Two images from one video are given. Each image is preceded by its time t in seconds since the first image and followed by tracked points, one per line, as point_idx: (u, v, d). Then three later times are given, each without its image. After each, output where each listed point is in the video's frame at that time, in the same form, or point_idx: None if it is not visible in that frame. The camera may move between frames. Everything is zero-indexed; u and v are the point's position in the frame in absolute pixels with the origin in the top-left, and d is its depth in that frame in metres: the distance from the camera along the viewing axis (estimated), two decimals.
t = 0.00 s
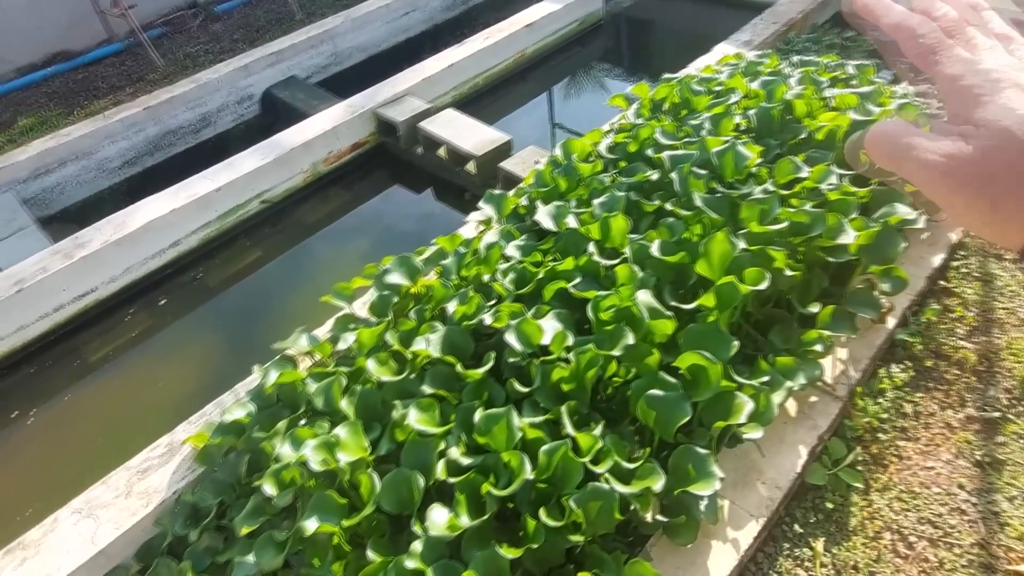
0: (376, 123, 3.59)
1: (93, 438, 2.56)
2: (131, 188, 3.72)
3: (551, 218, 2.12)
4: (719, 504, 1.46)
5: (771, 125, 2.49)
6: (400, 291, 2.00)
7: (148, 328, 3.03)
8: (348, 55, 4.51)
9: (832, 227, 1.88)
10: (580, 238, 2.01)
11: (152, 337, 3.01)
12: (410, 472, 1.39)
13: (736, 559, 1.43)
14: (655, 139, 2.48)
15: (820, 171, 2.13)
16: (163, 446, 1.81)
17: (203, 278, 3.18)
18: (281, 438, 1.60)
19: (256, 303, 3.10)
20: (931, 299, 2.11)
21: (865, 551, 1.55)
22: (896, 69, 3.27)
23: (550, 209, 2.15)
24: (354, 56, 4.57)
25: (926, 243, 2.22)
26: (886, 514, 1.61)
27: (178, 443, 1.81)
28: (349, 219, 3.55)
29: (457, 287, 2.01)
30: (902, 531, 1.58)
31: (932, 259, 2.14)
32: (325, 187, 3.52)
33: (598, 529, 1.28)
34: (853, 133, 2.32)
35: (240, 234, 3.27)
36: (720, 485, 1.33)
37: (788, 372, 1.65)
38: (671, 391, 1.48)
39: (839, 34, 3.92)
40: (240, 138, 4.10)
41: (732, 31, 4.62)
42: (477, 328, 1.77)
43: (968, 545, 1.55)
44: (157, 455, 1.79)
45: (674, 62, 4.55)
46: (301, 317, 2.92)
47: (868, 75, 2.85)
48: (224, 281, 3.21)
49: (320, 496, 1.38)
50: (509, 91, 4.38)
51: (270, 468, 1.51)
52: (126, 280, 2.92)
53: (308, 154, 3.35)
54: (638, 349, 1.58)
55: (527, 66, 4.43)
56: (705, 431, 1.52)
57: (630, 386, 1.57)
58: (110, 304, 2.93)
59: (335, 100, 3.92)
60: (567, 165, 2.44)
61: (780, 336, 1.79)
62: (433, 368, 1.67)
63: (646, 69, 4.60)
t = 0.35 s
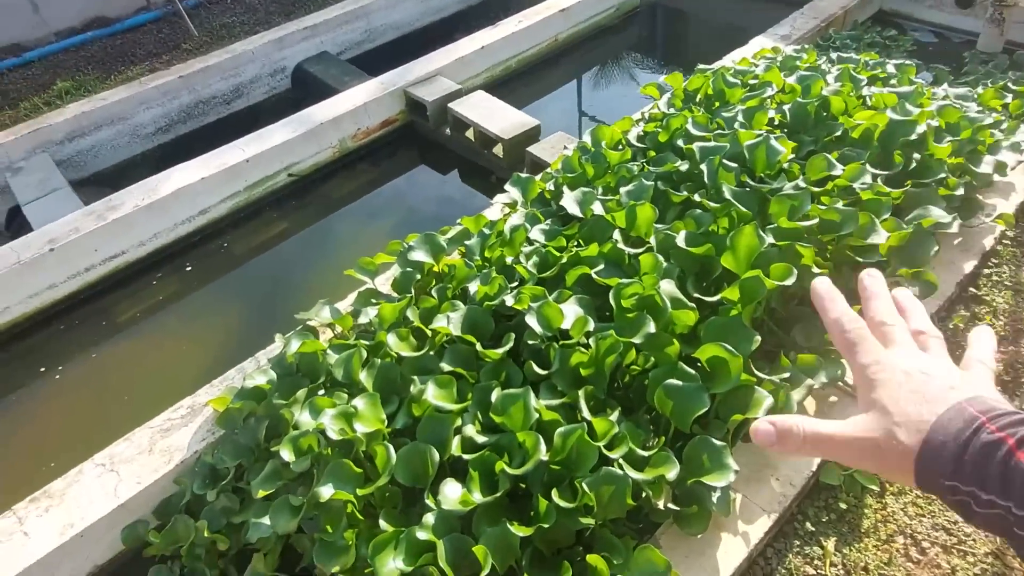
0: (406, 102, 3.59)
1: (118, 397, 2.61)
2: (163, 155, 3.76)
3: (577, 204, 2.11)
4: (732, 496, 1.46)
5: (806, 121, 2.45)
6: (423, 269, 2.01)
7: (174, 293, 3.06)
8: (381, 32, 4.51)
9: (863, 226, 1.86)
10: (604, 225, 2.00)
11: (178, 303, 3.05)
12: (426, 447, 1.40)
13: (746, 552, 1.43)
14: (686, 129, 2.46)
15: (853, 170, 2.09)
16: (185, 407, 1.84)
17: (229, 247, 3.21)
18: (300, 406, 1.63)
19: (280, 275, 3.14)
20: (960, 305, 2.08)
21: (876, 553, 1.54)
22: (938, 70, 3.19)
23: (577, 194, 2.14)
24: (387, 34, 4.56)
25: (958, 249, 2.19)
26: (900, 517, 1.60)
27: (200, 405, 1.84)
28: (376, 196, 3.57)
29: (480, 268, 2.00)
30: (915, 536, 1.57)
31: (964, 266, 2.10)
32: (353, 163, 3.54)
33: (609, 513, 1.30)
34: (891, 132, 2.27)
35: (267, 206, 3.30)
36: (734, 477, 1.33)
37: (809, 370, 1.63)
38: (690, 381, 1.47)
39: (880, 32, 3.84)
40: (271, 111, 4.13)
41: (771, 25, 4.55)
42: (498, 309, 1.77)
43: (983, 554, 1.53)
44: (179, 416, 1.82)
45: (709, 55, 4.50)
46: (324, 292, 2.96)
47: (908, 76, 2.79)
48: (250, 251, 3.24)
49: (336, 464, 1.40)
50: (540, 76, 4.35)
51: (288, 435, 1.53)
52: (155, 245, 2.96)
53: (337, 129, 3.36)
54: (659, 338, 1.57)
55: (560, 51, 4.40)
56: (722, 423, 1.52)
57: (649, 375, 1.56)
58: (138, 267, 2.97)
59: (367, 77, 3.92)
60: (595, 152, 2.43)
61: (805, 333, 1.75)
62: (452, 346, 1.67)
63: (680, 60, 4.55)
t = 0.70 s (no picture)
0: (442, 75, 3.59)
1: (157, 350, 2.72)
2: (201, 120, 3.81)
3: (611, 182, 2.10)
4: (751, 478, 1.46)
5: (850, 107, 2.41)
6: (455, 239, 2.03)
7: (210, 254, 3.13)
8: (420, 5, 4.50)
9: (903, 216, 1.83)
10: (637, 205, 1.99)
11: (213, 264, 3.12)
12: (450, 412, 1.42)
13: (762, 534, 1.43)
14: (726, 112, 2.43)
15: (896, 159, 2.05)
16: (219, 362, 1.90)
17: (264, 212, 3.26)
18: (330, 366, 1.67)
19: (314, 243, 3.17)
20: (995, 303, 2.05)
21: (895, 544, 1.54)
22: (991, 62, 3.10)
23: (611, 172, 2.13)
24: (426, 7, 4.55)
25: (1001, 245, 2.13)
26: (921, 510, 1.59)
27: (234, 361, 1.89)
28: (409, 168, 3.60)
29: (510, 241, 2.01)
30: (935, 529, 1.56)
31: (1005, 262, 2.06)
32: (388, 134, 3.56)
33: (629, 486, 1.31)
34: (938, 123, 2.22)
35: (302, 174, 3.34)
36: (755, 459, 1.34)
37: (838, 358, 1.61)
38: (715, 362, 1.48)
39: (932, 20, 3.73)
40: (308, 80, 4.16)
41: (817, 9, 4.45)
42: (528, 282, 1.78)
43: (1003, 551, 1.53)
44: (213, 371, 1.88)
45: (752, 38, 4.42)
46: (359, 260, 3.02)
47: (959, 66, 2.71)
48: (283, 217, 3.29)
49: (364, 423, 1.44)
50: (578, 54, 4.32)
51: (317, 393, 1.56)
52: (193, 206, 3.02)
53: (373, 100, 3.38)
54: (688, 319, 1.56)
55: (599, 30, 4.35)
56: (747, 406, 1.52)
57: (674, 355, 1.56)
58: (176, 228, 3.03)
59: (404, 49, 3.92)
60: (632, 131, 2.40)
61: (835, 321, 1.76)
62: (481, 317, 1.69)
63: (721, 42, 4.48)
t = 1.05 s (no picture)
0: (511, 20, 3.52)
1: (222, 275, 2.80)
2: (271, 55, 3.85)
3: (680, 134, 2.04)
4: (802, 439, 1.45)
5: (943, 70, 2.27)
6: (517, 183, 2.02)
7: (276, 185, 3.18)
8: None
9: (993, 184, 1.72)
10: (705, 159, 1.93)
11: (277, 197, 3.16)
12: (504, 349, 1.44)
13: (808, 496, 1.43)
14: (808, 67, 2.32)
15: (989, 127, 1.93)
16: (283, 287, 1.95)
17: (327, 149, 3.29)
18: (388, 298, 1.70)
19: (375, 183, 3.19)
20: None
21: (945, 519, 1.51)
22: None
23: (680, 124, 2.07)
24: None
25: None
26: (976, 489, 1.55)
27: (297, 287, 1.95)
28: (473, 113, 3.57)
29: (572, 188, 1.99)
30: (989, 509, 1.52)
31: None
32: (452, 79, 3.54)
33: (677, 435, 1.32)
34: None
35: (366, 113, 3.36)
36: (809, 419, 1.32)
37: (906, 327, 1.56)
38: (776, 321, 1.45)
39: None
40: (376, 20, 4.14)
41: None
42: (588, 228, 1.76)
43: None
44: (278, 295, 1.94)
45: None
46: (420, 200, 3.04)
47: None
48: (345, 156, 3.32)
49: (420, 353, 1.48)
50: (652, 5, 4.18)
51: (376, 322, 1.60)
52: (261, 138, 3.08)
53: (441, 42, 3.35)
54: (749, 276, 1.54)
55: None
56: (804, 368, 1.50)
57: (732, 312, 1.55)
58: (244, 160, 3.10)
59: None
60: (706, 83, 2.32)
61: (905, 291, 1.69)
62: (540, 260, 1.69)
63: None
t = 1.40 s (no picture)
0: None
1: (297, 203, 2.86)
2: None
3: (772, 100, 1.95)
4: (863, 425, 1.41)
5: None
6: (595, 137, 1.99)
7: (353, 121, 3.20)
8: None
9: None
10: (795, 129, 1.86)
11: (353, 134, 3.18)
12: (567, 299, 1.44)
13: (863, 482, 1.40)
14: (921, 41, 2.16)
15: None
16: (355, 220, 2.00)
17: (405, 90, 3.29)
18: (456, 238, 1.71)
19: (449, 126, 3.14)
20: None
21: (1004, 525, 1.45)
22: None
23: (774, 90, 1.97)
24: None
25: None
26: None
27: (368, 220, 2.00)
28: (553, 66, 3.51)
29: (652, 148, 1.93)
30: None
31: None
32: (535, 29, 3.50)
33: (735, 402, 1.30)
34: None
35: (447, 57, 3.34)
36: (879, 404, 1.27)
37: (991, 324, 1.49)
38: (855, 301, 1.39)
39: None
40: None
41: None
42: (664, 188, 1.71)
43: None
44: (349, 227, 1.98)
45: None
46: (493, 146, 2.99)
47: None
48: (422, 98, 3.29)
49: (483, 294, 1.48)
50: None
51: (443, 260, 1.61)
52: (344, 74, 3.11)
53: None
54: (829, 253, 1.50)
55: None
56: (874, 353, 1.46)
57: (805, 288, 1.51)
58: (324, 95, 3.14)
59: None
60: (806, 50, 2.20)
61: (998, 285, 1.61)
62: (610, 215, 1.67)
63: None
